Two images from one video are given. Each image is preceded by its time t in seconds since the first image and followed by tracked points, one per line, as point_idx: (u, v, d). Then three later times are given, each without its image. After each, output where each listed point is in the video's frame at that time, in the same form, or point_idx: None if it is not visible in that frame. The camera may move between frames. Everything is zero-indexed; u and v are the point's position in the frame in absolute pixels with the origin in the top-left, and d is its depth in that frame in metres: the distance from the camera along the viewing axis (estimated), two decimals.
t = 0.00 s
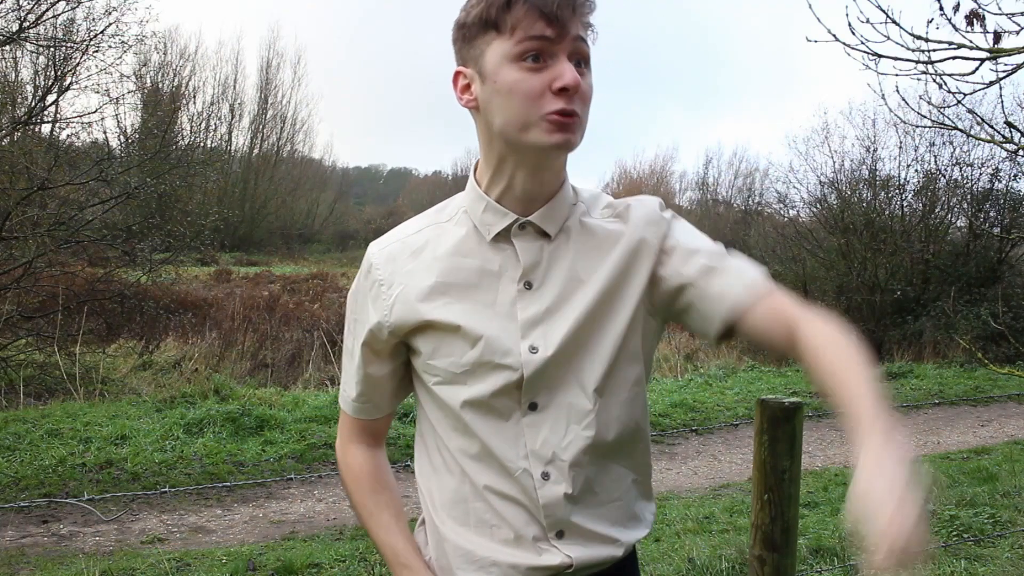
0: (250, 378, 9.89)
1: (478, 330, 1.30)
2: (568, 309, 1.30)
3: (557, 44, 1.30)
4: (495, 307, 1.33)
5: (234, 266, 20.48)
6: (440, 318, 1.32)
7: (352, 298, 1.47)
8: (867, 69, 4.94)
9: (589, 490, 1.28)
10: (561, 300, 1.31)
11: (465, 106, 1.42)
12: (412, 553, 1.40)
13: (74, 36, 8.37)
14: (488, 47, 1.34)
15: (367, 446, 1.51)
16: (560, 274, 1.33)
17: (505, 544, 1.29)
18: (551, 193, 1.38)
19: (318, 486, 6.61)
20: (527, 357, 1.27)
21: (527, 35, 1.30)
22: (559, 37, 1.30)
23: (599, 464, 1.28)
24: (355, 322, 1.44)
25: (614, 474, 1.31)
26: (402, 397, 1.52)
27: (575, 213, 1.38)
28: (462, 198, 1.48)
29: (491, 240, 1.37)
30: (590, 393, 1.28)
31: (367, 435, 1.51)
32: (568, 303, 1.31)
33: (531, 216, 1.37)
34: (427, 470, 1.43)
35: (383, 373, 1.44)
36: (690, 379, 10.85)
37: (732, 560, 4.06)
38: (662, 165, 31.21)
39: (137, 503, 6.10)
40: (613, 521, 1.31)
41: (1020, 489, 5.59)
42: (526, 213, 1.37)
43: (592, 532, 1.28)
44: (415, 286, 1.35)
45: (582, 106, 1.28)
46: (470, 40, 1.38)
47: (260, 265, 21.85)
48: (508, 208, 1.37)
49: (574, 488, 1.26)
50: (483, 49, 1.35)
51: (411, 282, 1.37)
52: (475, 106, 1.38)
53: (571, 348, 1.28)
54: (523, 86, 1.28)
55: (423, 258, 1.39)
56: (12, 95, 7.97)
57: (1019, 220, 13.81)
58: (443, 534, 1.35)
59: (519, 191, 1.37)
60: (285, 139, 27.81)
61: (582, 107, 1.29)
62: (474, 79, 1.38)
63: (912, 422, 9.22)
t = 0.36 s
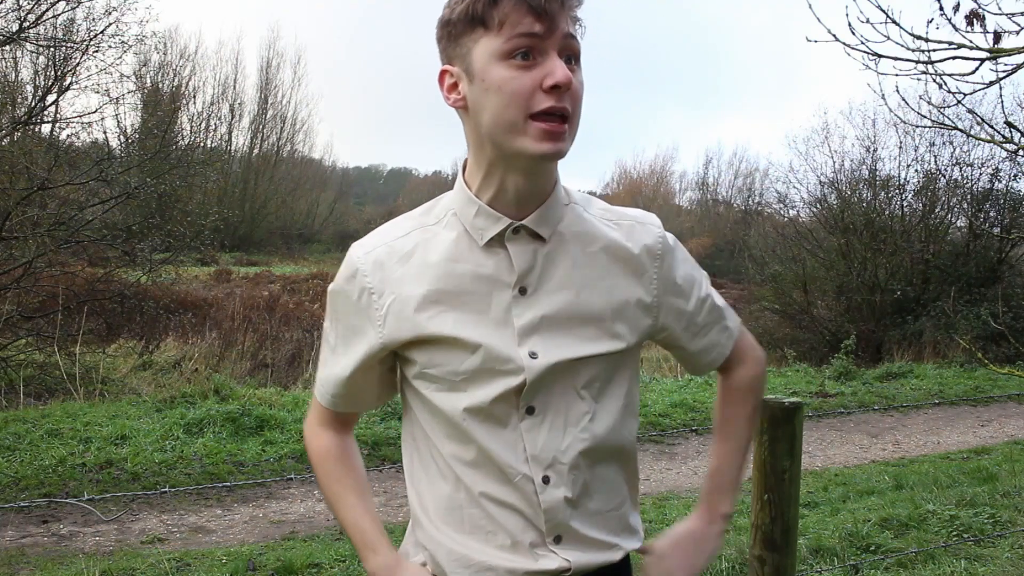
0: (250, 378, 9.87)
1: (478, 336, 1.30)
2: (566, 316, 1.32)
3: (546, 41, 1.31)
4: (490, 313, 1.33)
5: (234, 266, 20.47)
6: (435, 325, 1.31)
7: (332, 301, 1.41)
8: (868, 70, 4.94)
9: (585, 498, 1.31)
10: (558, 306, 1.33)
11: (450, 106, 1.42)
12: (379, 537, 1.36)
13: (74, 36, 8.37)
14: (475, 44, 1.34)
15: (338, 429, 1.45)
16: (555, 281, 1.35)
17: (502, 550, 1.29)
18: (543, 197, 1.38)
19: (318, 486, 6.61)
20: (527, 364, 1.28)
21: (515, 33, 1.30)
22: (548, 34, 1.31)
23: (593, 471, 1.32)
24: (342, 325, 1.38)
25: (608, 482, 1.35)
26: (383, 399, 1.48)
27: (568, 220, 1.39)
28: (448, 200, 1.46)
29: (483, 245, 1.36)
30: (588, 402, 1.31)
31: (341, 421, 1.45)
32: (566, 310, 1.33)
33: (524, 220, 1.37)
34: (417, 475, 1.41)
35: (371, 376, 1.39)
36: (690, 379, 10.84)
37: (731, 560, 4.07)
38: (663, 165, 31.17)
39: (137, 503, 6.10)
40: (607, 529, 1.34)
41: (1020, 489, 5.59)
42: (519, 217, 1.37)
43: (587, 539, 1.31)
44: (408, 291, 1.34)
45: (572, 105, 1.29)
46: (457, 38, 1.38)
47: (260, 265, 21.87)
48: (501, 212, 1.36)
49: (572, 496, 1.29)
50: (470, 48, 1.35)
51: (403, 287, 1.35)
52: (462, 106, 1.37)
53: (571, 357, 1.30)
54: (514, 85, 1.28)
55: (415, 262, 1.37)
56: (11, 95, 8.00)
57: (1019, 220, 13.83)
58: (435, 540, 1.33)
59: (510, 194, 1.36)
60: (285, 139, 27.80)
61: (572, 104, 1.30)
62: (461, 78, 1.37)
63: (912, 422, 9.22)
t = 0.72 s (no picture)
0: (233, 379, 9.80)
1: (463, 336, 1.37)
2: (550, 324, 1.34)
3: (494, 51, 1.39)
4: (478, 313, 1.38)
5: (215, 267, 20.28)
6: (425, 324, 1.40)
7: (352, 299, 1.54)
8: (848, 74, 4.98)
9: (558, 514, 1.30)
10: (542, 312, 1.36)
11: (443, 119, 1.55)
12: (311, 549, 1.47)
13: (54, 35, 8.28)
14: (442, 63, 1.48)
15: (341, 442, 1.56)
16: (541, 287, 1.37)
17: (472, 548, 1.34)
18: (533, 200, 1.43)
19: (301, 488, 6.58)
20: (507, 368, 1.35)
21: (470, 47, 1.40)
22: (495, 44, 1.39)
23: (570, 489, 1.30)
24: (352, 321, 1.49)
25: (588, 506, 1.31)
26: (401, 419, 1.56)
27: (562, 227, 1.43)
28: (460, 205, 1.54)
29: (479, 246, 1.43)
30: (568, 415, 1.31)
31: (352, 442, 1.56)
32: (550, 318, 1.35)
33: (512, 220, 1.42)
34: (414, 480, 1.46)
35: (379, 381, 1.50)
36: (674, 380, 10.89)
37: (714, 559, 4.10)
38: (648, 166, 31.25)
39: (119, 506, 6.04)
40: (585, 554, 1.30)
41: (998, 487, 5.66)
42: (507, 217, 1.42)
43: (557, 557, 1.29)
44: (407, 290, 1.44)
45: (516, 110, 1.35)
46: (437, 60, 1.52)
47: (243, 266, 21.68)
48: (490, 212, 1.43)
49: (543, 507, 1.31)
50: (439, 67, 1.49)
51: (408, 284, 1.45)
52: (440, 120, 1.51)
53: (550, 366, 1.33)
54: (462, 100, 1.39)
55: (415, 265, 1.46)
56: None
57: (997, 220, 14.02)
58: (421, 530, 1.41)
59: (490, 198, 1.43)
60: (268, 139, 27.60)
61: (520, 110, 1.35)
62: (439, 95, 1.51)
63: (892, 421, 9.32)
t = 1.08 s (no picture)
0: (233, 379, 9.80)
1: (448, 338, 1.37)
2: (534, 324, 1.34)
3: (480, 57, 1.38)
4: (461, 317, 1.38)
5: (215, 268, 20.27)
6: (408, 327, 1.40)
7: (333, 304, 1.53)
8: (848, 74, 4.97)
9: (547, 513, 1.30)
10: (527, 313, 1.36)
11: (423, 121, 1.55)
12: (284, 540, 1.46)
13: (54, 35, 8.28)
14: (425, 65, 1.46)
15: (329, 441, 1.55)
16: (526, 287, 1.38)
17: (462, 549, 1.34)
18: (516, 200, 1.43)
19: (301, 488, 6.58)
20: (493, 370, 1.34)
21: (455, 50, 1.40)
22: (480, 50, 1.38)
23: (558, 488, 1.31)
24: (333, 328, 1.48)
25: (576, 505, 1.32)
26: (390, 422, 1.55)
27: (545, 227, 1.44)
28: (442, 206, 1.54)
29: (461, 248, 1.43)
30: (554, 414, 1.31)
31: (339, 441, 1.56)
32: (535, 319, 1.35)
33: (495, 222, 1.43)
34: (403, 481, 1.46)
35: (364, 384, 1.49)
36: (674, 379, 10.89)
37: (714, 559, 4.09)
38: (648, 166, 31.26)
39: (118, 506, 6.04)
40: (576, 551, 1.31)
41: (998, 487, 5.66)
42: (490, 220, 1.43)
43: (549, 556, 1.30)
44: (390, 295, 1.43)
45: (501, 117, 1.35)
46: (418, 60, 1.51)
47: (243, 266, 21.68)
48: (473, 215, 1.43)
49: (531, 507, 1.31)
50: (422, 68, 1.48)
51: (390, 290, 1.44)
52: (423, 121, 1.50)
53: (535, 367, 1.33)
54: (446, 105, 1.39)
55: (397, 268, 1.45)
56: None
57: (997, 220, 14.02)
58: (412, 532, 1.42)
59: (474, 200, 1.43)
60: (268, 139, 27.59)
61: (505, 116, 1.35)
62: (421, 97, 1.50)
63: (892, 421, 9.32)
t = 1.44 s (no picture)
0: (233, 379, 9.80)
1: (458, 339, 1.36)
2: (545, 326, 1.35)
3: (501, 58, 1.39)
4: (470, 318, 1.37)
5: (215, 268, 20.27)
6: (416, 328, 1.38)
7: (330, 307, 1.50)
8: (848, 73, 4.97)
9: (559, 512, 1.31)
10: (537, 315, 1.36)
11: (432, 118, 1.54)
12: (287, 546, 1.47)
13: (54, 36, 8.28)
14: (441, 60, 1.46)
15: (325, 443, 1.54)
16: (536, 288, 1.38)
17: (472, 550, 1.33)
18: (524, 201, 1.43)
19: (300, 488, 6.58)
20: (504, 371, 1.35)
21: (478, 49, 1.39)
22: (503, 50, 1.39)
23: (569, 488, 1.32)
24: (334, 329, 1.46)
25: (586, 504, 1.33)
26: (388, 422, 1.55)
27: (551, 228, 1.44)
28: (442, 208, 1.53)
29: (468, 248, 1.42)
30: (566, 414, 1.33)
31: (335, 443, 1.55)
32: (545, 320, 1.36)
33: (504, 222, 1.43)
34: (405, 484, 1.46)
35: (364, 386, 1.48)
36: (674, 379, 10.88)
37: (714, 559, 4.09)
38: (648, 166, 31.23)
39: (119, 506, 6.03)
40: (585, 550, 1.32)
41: (999, 487, 5.66)
42: (499, 220, 1.43)
43: (561, 555, 1.31)
44: (396, 297, 1.42)
45: (522, 119, 1.35)
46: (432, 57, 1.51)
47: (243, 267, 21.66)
48: (481, 216, 1.43)
49: (543, 507, 1.32)
50: (437, 64, 1.47)
51: (394, 293, 1.43)
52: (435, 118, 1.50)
53: (547, 368, 1.34)
54: (465, 102, 1.38)
55: (402, 269, 1.44)
56: None
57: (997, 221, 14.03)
58: (418, 536, 1.41)
59: (483, 199, 1.43)
60: (268, 139, 27.60)
61: (526, 119, 1.36)
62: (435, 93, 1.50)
63: (892, 421, 9.32)
